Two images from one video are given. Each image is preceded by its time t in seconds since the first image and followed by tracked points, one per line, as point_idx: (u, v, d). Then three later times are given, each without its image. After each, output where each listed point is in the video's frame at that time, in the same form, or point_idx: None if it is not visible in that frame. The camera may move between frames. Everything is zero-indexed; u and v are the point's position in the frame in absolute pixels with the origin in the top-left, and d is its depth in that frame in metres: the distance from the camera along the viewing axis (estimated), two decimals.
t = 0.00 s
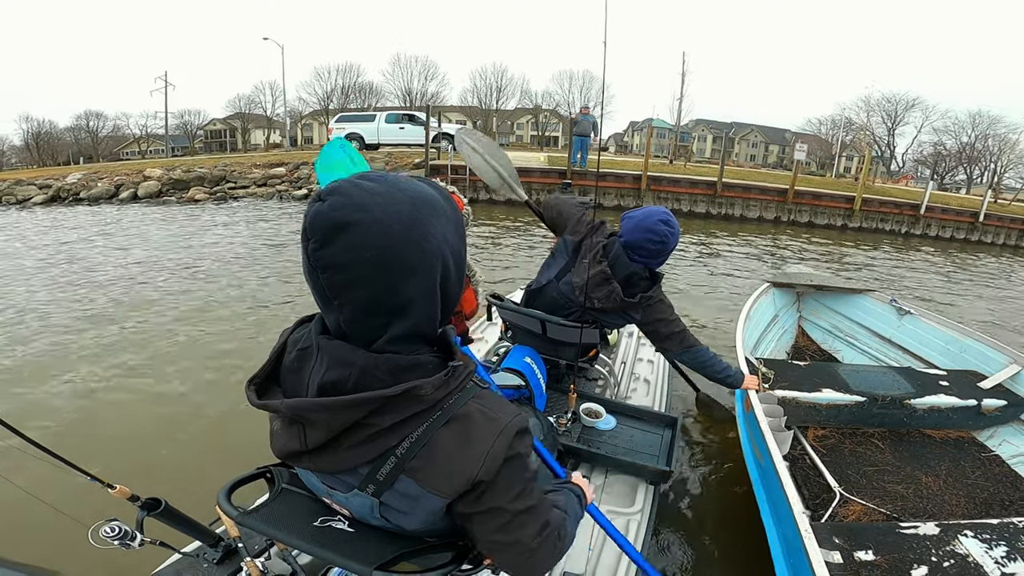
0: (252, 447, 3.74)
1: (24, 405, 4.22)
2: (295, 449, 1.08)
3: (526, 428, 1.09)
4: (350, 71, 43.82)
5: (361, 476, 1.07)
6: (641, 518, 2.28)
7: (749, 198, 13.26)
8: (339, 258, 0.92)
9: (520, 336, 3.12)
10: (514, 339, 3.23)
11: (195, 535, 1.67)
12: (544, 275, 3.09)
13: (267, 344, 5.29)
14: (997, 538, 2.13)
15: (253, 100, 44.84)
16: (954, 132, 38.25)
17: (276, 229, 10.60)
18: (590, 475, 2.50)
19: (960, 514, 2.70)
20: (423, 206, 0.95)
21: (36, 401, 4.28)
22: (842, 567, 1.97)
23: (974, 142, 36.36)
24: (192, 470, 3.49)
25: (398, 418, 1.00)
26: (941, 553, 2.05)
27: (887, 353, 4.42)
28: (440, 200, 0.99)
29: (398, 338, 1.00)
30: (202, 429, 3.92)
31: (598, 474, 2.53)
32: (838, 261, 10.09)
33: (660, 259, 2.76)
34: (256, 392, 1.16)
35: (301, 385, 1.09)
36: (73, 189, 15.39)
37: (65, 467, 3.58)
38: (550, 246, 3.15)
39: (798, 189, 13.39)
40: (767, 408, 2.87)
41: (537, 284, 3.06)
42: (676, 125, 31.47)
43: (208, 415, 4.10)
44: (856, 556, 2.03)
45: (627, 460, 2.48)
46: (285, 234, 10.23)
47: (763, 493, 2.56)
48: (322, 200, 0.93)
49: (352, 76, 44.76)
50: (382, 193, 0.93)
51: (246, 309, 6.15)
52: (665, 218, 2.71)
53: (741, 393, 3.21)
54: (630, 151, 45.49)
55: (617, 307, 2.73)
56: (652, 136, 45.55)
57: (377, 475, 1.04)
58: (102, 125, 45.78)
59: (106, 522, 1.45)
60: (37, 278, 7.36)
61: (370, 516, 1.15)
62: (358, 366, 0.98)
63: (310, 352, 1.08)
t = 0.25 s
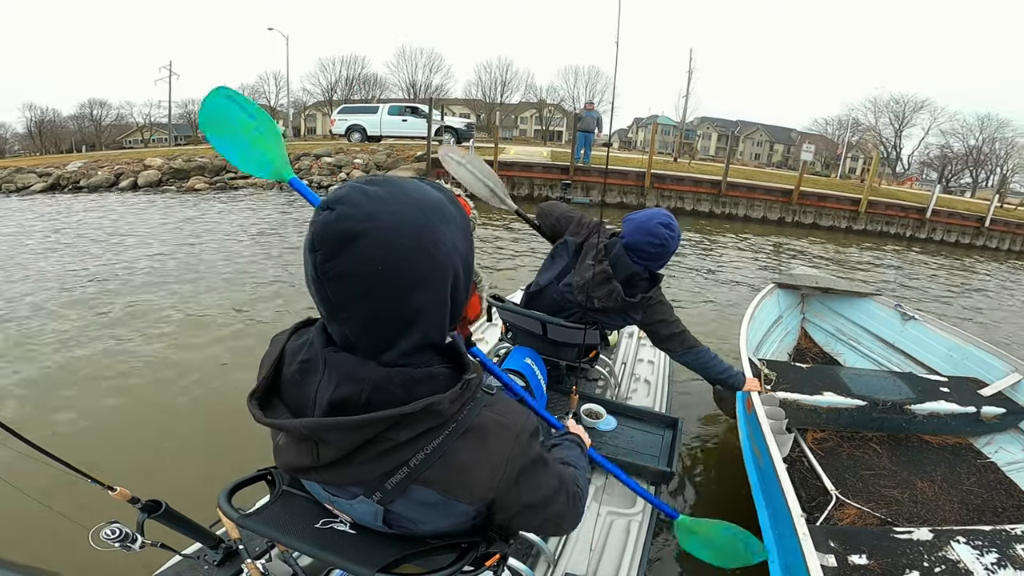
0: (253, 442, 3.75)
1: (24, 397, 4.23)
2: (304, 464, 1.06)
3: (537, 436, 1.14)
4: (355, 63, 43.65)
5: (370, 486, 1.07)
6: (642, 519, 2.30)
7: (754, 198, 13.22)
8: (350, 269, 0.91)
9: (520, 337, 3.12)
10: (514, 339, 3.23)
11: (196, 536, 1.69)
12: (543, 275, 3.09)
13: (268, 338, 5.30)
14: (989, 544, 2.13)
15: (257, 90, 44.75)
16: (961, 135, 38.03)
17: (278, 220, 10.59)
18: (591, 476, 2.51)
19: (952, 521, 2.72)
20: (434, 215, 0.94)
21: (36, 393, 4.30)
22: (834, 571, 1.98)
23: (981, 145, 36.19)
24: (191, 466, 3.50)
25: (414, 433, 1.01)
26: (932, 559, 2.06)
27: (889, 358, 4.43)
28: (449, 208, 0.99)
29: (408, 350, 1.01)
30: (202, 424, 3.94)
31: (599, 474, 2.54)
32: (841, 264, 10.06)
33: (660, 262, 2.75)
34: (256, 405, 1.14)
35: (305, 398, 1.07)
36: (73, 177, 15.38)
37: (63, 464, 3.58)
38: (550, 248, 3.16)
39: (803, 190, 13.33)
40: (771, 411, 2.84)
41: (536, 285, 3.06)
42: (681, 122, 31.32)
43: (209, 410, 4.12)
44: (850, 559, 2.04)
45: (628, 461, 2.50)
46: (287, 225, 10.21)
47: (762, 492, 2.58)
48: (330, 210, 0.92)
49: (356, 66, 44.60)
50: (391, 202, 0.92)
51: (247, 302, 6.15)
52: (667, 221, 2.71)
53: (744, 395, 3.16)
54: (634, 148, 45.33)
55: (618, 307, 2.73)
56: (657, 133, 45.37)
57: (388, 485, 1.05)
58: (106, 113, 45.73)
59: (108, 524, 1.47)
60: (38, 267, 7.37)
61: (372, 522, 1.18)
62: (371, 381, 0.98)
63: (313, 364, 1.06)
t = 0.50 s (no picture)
0: (253, 442, 3.78)
1: (25, 394, 4.25)
2: (310, 467, 1.07)
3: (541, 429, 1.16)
4: (359, 58, 43.58)
5: (375, 486, 1.09)
6: (642, 520, 2.30)
7: (758, 198, 13.19)
8: (356, 264, 0.91)
9: (520, 337, 3.11)
10: (515, 340, 3.23)
11: (195, 537, 1.70)
12: (542, 277, 3.10)
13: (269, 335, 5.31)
14: (981, 549, 2.13)
15: (262, 84, 44.87)
16: (968, 135, 37.81)
17: (280, 216, 10.59)
18: (591, 476, 2.51)
19: (945, 525, 2.73)
20: (443, 214, 0.93)
21: (37, 390, 4.32)
22: None
23: (988, 145, 35.98)
24: (191, 465, 3.52)
25: (421, 433, 1.02)
26: (924, 563, 2.07)
27: (888, 362, 4.43)
28: (460, 208, 0.98)
29: (411, 350, 1.00)
30: (203, 422, 3.96)
31: (599, 474, 2.54)
32: (845, 265, 10.03)
33: (660, 257, 2.72)
34: (258, 407, 1.14)
35: (309, 399, 1.08)
36: (75, 171, 15.42)
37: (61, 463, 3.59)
38: (548, 250, 3.14)
39: (809, 190, 13.26)
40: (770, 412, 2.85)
41: (536, 286, 3.06)
42: (685, 120, 31.21)
43: (210, 408, 4.13)
44: (843, 562, 2.04)
45: (629, 461, 2.50)
46: (288, 221, 10.22)
47: (757, 493, 2.59)
48: (339, 200, 0.92)
49: (361, 61, 44.53)
50: (402, 200, 0.92)
51: (248, 298, 6.17)
52: (660, 214, 2.70)
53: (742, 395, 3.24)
54: (637, 146, 45.20)
55: (620, 305, 2.72)
56: (662, 131, 45.23)
57: (393, 484, 1.07)
58: (110, 106, 45.86)
59: (106, 524, 1.47)
60: (39, 261, 7.41)
61: (377, 524, 1.19)
62: (377, 381, 0.99)
63: (317, 365, 1.07)
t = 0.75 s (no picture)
0: (253, 442, 3.77)
1: (27, 394, 4.27)
2: (314, 454, 1.07)
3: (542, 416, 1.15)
4: (364, 61, 43.79)
5: (378, 476, 1.09)
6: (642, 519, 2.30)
7: (763, 200, 13.16)
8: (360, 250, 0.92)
9: (520, 337, 3.11)
10: (515, 340, 3.22)
11: (195, 537, 1.70)
12: (543, 278, 3.13)
13: (271, 336, 5.32)
14: (979, 552, 2.13)
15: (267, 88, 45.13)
16: (974, 137, 37.63)
17: (283, 218, 10.64)
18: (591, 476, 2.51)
19: (943, 528, 2.69)
20: (446, 203, 0.94)
21: (40, 390, 4.33)
22: None
23: (995, 148, 35.77)
24: (191, 466, 3.53)
25: (423, 419, 1.02)
26: (921, 566, 2.06)
27: (888, 366, 4.38)
28: (464, 199, 0.98)
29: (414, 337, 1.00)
30: (204, 423, 3.97)
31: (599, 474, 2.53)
32: (849, 268, 9.99)
33: (655, 243, 2.66)
34: (263, 396, 1.14)
35: (314, 386, 1.09)
36: (80, 173, 15.52)
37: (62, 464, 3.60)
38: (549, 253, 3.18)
39: (814, 193, 13.21)
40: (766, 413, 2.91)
41: (537, 287, 3.10)
42: (690, 123, 31.18)
43: (211, 409, 4.14)
44: (838, 564, 2.04)
45: (628, 461, 2.50)
46: (292, 223, 10.26)
47: (754, 493, 2.57)
48: (347, 188, 0.95)
49: (365, 65, 44.76)
50: (407, 189, 0.93)
51: (251, 300, 6.19)
52: (646, 205, 2.71)
53: (739, 396, 3.22)
54: (641, 148, 45.18)
55: (617, 301, 2.72)
56: (666, 134, 45.22)
57: (396, 474, 1.07)
58: (117, 109, 46.22)
59: (106, 524, 1.47)
60: (44, 262, 7.46)
61: (384, 517, 1.18)
62: (380, 368, 0.99)
63: (321, 353, 1.07)
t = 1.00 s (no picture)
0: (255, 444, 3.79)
1: (33, 398, 4.31)
2: (315, 440, 1.07)
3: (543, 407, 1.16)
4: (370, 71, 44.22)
5: (382, 465, 1.08)
6: (642, 519, 2.29)
7: (768, 205, 13.13)
8: (376, 235, 0.93)
9: (520, 337, 3.13)
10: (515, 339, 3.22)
11: (196, 536, 1.70)
12: (546, 276, 3.15)
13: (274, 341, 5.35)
14: (986, 554, 2.12)
15: (274, 97, 45.63)
16: (982, 140, 37.41)
17: (288, 226, 10.72)
18: (590, 475, 2.50)
19: (950, 530, 2.65)
20: (459, 200, 0.97)
21: (45, 394, 4.37)
22: None
23: (1004, 151, 35.53)
24: (194, 468, 3.54)
25: (425, 404, 1.02)
26: (924, 568, 2.04)
27: (894, 368, 4.35)
28: (476, 201, 1.02)
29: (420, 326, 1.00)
30: (206, 426, 3.98)
31: (599, 474, 2.53)
32: (857, 272, 9.94)
33: (655, 239, 2.65)
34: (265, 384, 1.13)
35: (317, 372, 1.08)
36: (88, 182, 15.70)
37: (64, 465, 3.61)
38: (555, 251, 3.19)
39: (821, 197, 13.15)
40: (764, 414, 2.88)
41: (538, 285, 3.11)
42: (694, 129, 31.20)
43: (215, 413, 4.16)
44: (838, 566, 2.01)
45: (628, 460, 2.48)
46: (296, 231, 10.33)
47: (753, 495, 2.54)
48: (363, 179, 0.97)
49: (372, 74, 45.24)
50: (423, 185, 0.96)
51: (255, 306, 6.23)
52: (647, 203, 2.73)
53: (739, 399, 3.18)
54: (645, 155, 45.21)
55: (615, 296, 2.73)
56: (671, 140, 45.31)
57: (399, 462, 1.06)
58: (126, 120, 46.80)
59: (108, 523, 1.48)
60: (52, 270, 7.54)
61: (388, 510, 1.15)
62: (383, 354, 0.99)
63: (324, 341, 1.06)
